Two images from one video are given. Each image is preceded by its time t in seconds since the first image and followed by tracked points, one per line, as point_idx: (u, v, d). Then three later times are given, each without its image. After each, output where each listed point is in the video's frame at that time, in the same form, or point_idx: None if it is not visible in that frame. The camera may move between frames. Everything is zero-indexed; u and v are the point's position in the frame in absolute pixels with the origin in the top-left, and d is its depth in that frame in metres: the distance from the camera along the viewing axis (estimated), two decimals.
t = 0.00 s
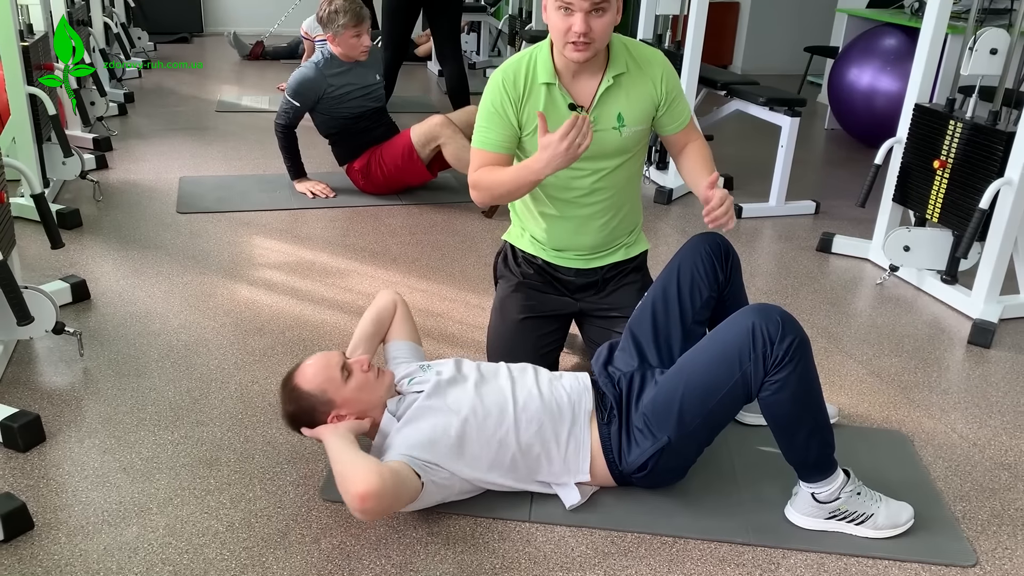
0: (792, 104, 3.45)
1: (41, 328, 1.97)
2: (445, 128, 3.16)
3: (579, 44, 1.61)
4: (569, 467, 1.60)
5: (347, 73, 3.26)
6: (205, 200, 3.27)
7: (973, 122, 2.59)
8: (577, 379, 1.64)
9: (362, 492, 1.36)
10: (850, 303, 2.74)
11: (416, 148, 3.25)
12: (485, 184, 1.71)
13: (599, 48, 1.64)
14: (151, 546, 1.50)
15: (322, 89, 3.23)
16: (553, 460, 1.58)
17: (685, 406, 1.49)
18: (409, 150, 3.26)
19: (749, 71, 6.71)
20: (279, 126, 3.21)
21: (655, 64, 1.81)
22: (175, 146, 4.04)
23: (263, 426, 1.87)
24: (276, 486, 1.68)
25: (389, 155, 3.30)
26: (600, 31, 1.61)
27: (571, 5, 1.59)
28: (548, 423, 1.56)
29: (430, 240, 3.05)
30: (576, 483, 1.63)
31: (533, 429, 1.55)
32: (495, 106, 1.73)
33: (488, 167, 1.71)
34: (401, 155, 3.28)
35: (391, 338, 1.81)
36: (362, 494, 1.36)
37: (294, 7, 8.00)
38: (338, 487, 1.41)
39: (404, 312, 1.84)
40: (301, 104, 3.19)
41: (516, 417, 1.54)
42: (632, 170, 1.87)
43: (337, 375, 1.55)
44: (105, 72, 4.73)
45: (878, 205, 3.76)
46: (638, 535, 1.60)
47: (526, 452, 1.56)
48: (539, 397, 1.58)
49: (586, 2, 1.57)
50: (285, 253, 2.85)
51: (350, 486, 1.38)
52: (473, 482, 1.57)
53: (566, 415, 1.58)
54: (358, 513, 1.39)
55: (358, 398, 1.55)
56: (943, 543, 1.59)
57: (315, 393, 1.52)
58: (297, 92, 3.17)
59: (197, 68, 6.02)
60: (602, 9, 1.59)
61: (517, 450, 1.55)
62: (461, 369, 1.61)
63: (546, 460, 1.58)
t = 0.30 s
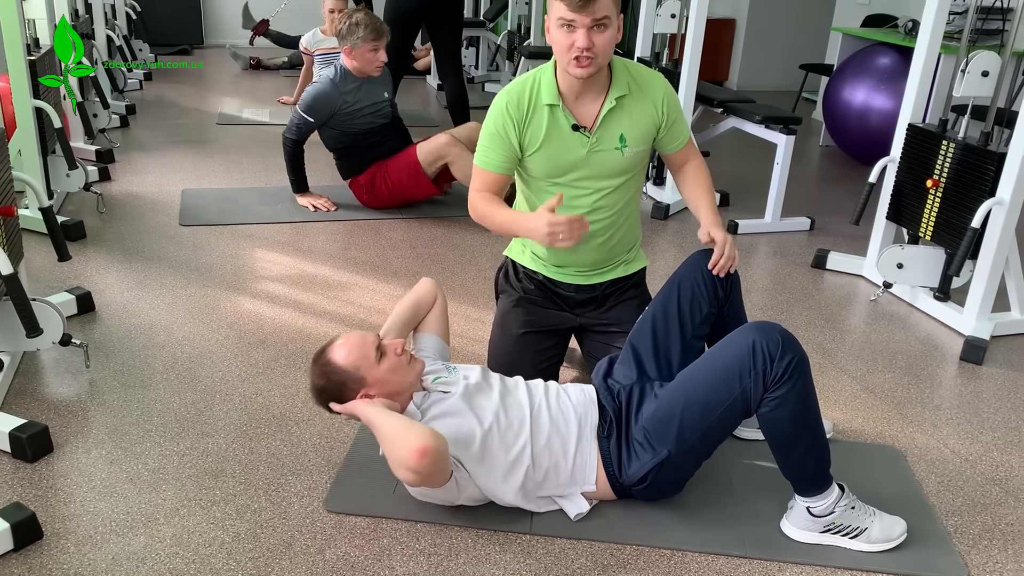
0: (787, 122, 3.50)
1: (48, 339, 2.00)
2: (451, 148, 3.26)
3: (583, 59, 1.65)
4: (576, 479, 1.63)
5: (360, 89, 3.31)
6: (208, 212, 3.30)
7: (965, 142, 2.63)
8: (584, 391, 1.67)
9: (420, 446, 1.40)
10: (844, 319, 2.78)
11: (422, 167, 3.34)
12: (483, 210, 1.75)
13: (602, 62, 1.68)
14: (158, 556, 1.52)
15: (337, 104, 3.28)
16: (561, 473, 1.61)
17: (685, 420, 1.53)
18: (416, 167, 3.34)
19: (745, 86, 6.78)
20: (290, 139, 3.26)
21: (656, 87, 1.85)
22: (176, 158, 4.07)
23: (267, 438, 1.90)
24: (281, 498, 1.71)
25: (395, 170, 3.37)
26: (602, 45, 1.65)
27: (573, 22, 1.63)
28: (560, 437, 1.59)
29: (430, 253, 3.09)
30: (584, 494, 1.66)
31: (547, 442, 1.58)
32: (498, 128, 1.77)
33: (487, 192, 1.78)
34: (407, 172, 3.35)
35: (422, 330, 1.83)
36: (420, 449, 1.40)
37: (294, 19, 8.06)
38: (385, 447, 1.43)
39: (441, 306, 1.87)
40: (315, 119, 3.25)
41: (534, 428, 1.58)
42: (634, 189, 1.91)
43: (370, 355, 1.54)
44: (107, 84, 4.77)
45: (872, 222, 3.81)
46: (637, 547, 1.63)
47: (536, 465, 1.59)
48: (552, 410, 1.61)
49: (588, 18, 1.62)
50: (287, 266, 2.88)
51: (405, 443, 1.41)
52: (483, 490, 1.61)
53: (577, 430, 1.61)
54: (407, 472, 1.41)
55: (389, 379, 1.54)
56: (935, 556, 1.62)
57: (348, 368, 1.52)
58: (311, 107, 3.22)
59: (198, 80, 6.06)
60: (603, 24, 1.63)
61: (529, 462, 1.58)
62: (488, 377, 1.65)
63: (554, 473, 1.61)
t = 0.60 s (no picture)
0: (785, 138, 3.54)
1: (55, 347, 2.02)
2: (466, 164, 3.31)
3: (585, 76, 1.69)
4: (577, 489, 1.66)
5: (380, 102, 3.36)
6: (211, 222, 3.33)
7: (959, 160, 2.67)
8: (586, 402, 1.70)
9: (438, 448, 1.44)
10: (840, 333, 2.81)
11: (436, 182, 3.39)
12: (486, 243, 1.78)
13: (605, 78, 1.71)
14: (164, 563, 1.55)
15: (357, 114, 3.32)
16: (563, 482, 1.64)
17: (684, 432, 1.55)
18: (427, 181, 3.39)
19: (742, 100, 6.83)
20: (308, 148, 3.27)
21: (658, 105, 1.88)
22: (179, 168, 4.10)
23: (271, 447, 1.92)
24: (285, 506, 1.73)
25: (406, 184, 3.41)
26: (605, 62, 1.68)
27: (576, 39, 1.66)
28: (564, 446, 1.62)
29: (431, 265, 3.12)
30: (584, 504, 1.69)
31: (551, 450, 1.61)
32: (504, 145, 1.78)
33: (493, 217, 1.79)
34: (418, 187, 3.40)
35: (435, 332, 1.87)
36: (438, 451, 1.44)
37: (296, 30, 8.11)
38: (403, 447, 1.47)
39: (455, 310, 1.90)
40: (334, 130, 3.28)
41: (540, 437, 1.61)
42: (635, 205, 1.95)
43: (387, 353, 1.57)
44: (111, 94, 4.81)
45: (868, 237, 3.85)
46: (636, 557, 1.65)
47: (539, 473, 1.61)
48: (556, 420, 1.64)
49: (590, 35, 1.65)
50: (290, 276, 2.91)
51: (423, 444, 1.45)
52: (489, 495, 1.64)
53: (579, 440, 1.64)
54: (423, 473, 1.46)
55: (405, 378, 1.57)
56: (927, 567, 1.65)
57: (366, 366, 1.55)
58: (332, 118, 3.26)
59: (199, 91, 6.10)
60: (605, 41, 1.67)
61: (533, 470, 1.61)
62: (499, 385, 1.68)
63: (557, 482, 1.64)
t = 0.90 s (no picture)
0: (782, 148, 3.58)
1: (61, 351, 2.04)
2: (463, 174, 3.34)
3: (584, 88, 1.71)
4: (574, 497, 1.68)
5: (392, 110, 3.40)
6: (212, 228, 3.35)
7: (954, 172, 2.71)
8: (580, 412, 1.72)
9: (424, 470, 1.46)
10: (836, 343, 2.84)
11: (434, 189, 3.41)
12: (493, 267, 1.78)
13: (605, 90, 1.74)
14: (167, 565, 1.57)
15: (370, 120, 3.36)
16: (559, 491, 1.66)
17: (681, 440, 1.58)
18: (425, 189, 3.41)
19: (740, 110, 6.88)
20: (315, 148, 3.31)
21: (657, 118, 1.91)
22: (180, 174, 4.13)
23: (272, 452, 1.94)
24: (287, 510, 1.75)
25: (404, 194, 3.44)
26: (603, 73, 1.71)
27: (574, 52, 1.69)
28: (559, 456, 1.64)
29: (431, 272, 3.14)
30: (582, 511, 1.71)
31: (546, 460, 1.63)
32: (508, 159, 1.80)
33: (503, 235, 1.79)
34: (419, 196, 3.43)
35: (425, 348, 1.88)
36: (424, 473, 1.46)
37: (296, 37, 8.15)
38: (390, 469, 1.50)
39: (444, 323, 1.92)
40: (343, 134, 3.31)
41: (535, 447, 1.63)
42: (634, 217, 1.98)
43: (378, 373, 1.59)
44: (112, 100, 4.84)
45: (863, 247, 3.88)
46: (632, 563, 1.67)
47: (536, 482, 1.64)
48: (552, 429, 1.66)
49: (588, 47, 1.68)
50: (291, 282, 2.93)
51: (409, 467, 1.47)
52: (485, 505, 1.65)
53: (575, 449, 1.66)
54: (411, 494, 1.48)
55: (396, 397, 1.59)
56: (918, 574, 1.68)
57: (356, 386, 1.56)
58: (346, 122, 3.29)
59: (199, 96, 6.13)
60: (603, 52, 1.70)
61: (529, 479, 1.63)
62: (490, 397, 1.70)
63: (553, 491, 1.66)
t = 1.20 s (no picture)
0: (780, 153, 3.60)
1: (64, 353, 2.05)
2: (467, 173, 3.41)
3: (582, 95, 1.73)
4: (571, 498, 1.71)
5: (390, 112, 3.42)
6: (213, 231, 3.37)
7: (950, 178, 2.74)
8: (579, 415, 1.74)
9: (399, 496, 1.47)
10: (833, 346, 2.86)
11: (438, 189, 3.46)
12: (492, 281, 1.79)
13: (602, 96, 1.75)
14: (172, 564, 1.58)
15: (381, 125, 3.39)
16: (556, 492, 1.69)
17: (678, 444, 1.60)
18: (430, 190, 3.45)
19: (738, 115, 6.91)
20: (350, 171, 3.35)
21: (655, 124, 1.94)
22: (181, 176, 4.15)
23: (274, 452, 1.96)
24: (289, 510, 1.77)
25: (410, 194, 3.46)
26: (600, 79, 1.73)
27: (570, 61, 1.72)
28: (553, 457, 1.66)
29: (431, 275, 3.17)
30: (578, 513, 1.73)
31: (540, 462, 1.65)
32: (509, 169, 1.81)
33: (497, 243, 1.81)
34: (421, 198, 3.47)
35: (408, 362, 1.90)
36: (398, 499, 1.47)
37: (296, 40, 8.18)
38: (369, 493, 1.51)
39: (423, 335, 1.93)
40: (366, 147, 3.36)
41: (526, 449, 1.65)
42: (634, 222, 2.00)
43: (362, 395, 1.60)
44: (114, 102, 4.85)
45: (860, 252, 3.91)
46: (631, 563, 1.69)
47: (532, 483, 1.66)
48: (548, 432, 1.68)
49: (584, 54, 1.71)
50: (292, 285, 2.95)
51: (386, 492, 1.48)
52: (481, 509, 1.67)
53: (572, 451, 1.68)
54: (389, 519, 1.49)
55: (381, 418, 1.61)
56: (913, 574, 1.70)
57: (342, 409, 1.58)
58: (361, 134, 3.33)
59: (200, 99, 6.15)
60: (599, 59, 1.72)
61: (524, 482, 1.65)
62: (474, 402, 1.70)
63: (549, 492, 1.68)
